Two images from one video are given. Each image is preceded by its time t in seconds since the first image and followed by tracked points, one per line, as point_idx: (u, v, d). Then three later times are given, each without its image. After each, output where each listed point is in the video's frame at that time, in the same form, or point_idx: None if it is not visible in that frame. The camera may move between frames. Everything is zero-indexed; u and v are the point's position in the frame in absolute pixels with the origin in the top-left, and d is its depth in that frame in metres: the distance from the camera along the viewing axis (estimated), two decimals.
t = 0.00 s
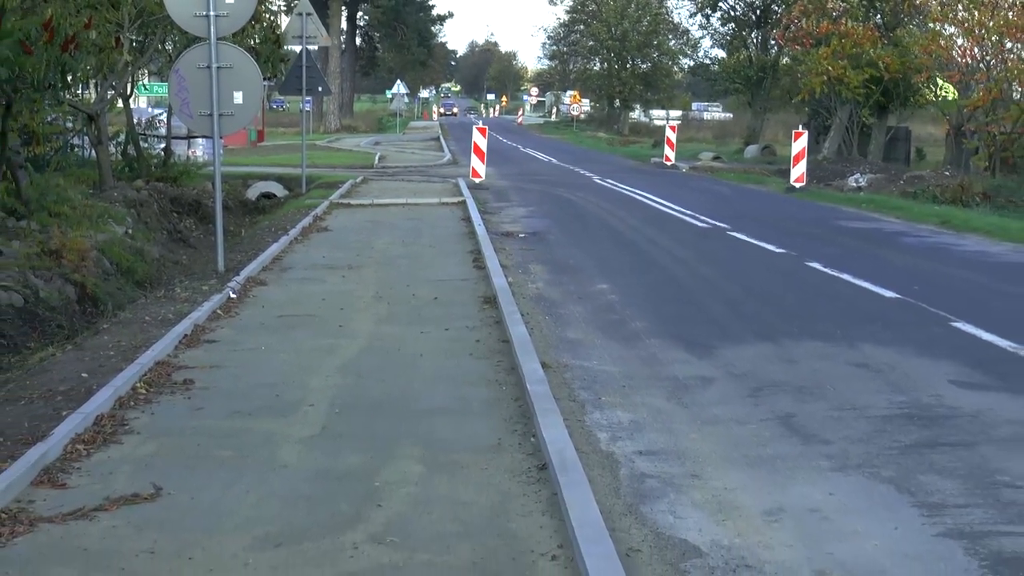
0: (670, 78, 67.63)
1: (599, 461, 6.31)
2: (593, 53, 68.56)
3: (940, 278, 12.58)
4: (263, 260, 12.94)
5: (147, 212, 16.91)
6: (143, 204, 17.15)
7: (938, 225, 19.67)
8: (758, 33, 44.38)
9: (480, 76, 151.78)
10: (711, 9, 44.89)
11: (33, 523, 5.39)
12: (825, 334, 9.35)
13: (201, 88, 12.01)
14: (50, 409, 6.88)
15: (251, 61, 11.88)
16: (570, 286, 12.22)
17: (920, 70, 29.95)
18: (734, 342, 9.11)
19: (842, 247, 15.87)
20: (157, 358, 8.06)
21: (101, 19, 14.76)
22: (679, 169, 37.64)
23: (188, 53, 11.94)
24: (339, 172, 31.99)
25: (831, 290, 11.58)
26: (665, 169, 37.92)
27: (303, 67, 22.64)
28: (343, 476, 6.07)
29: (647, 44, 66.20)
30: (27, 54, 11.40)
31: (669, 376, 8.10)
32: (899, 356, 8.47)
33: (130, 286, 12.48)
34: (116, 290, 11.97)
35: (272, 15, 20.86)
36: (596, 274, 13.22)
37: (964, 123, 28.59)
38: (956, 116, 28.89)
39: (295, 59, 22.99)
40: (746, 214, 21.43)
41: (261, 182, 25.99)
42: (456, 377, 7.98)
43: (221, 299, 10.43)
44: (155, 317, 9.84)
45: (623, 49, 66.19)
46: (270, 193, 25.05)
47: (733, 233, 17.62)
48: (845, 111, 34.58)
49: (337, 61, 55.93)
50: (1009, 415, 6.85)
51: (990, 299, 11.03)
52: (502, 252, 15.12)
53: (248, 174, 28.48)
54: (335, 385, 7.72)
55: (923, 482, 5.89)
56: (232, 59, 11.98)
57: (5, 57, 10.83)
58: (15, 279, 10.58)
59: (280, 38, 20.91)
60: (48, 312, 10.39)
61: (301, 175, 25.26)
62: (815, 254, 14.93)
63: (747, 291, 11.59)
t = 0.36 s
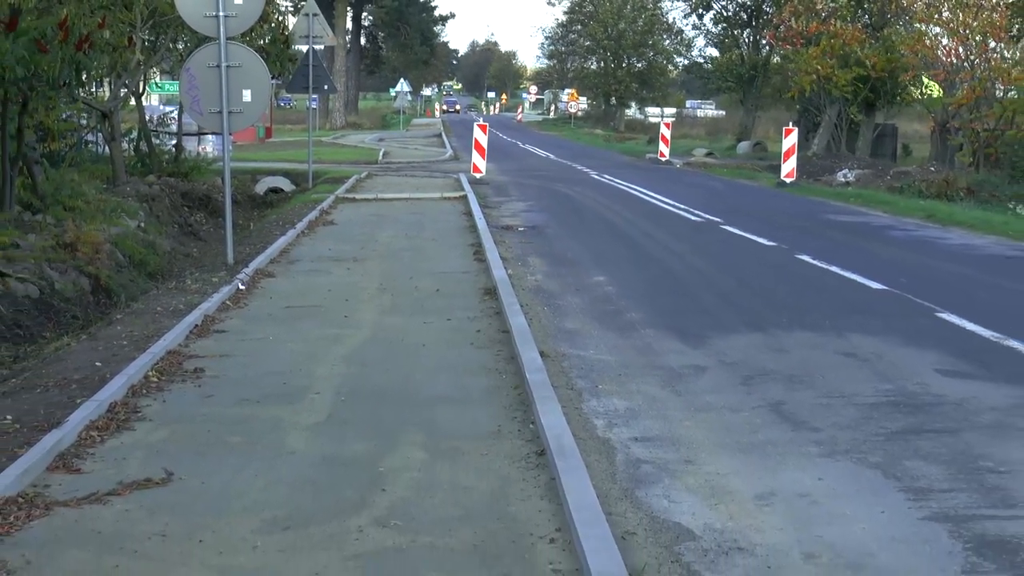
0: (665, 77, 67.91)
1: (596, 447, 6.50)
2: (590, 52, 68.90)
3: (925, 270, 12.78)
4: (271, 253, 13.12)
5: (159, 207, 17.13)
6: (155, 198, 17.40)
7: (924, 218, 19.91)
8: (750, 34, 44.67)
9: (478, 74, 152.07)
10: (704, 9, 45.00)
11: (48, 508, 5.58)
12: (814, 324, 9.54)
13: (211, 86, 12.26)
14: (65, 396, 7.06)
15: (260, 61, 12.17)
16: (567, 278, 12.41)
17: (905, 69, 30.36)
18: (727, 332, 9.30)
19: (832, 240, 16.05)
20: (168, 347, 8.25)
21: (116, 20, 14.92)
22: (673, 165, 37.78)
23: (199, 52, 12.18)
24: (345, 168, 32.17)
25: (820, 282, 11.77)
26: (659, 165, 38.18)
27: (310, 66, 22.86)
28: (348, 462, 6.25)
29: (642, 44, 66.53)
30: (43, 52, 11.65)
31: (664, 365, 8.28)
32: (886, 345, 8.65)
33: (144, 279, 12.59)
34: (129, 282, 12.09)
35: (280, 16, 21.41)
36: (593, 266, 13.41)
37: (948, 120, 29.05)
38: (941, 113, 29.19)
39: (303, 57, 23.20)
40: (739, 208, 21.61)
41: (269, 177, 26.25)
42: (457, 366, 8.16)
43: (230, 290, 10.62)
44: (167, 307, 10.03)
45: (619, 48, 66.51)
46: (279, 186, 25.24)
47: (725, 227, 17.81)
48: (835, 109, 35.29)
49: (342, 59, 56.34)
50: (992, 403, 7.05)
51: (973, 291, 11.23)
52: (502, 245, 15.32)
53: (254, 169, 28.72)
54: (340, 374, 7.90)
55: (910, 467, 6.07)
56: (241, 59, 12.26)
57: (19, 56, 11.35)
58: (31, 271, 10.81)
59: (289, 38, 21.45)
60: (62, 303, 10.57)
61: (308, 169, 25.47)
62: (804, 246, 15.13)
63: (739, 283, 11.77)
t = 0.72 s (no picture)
0: (660, 78, 67.79)
1: (592, 435, 6.69)
2: (586, 53, 69.16)
3: (910, 264, 12.97)
4: (279, 247, 13.33)
5: (170, 202, 17.33)
6: (167, 194, 17.61)
7: (911, 213, 20.14)
8: (742, 35, 45.09)
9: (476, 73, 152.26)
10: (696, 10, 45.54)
11: (63, 494, 5.78)
12: (804, 316, 9.73)
13: (221, 87, 12.55)
14: (79, 385, 7.26)
15: (268, 63, 12.48)
16: (565, 272, 12.60)
17: (892, 70, 30.81)
18: (720, 324, 9.49)
19: (820, 234, 16.24)
20: (179, 338, 8.44)
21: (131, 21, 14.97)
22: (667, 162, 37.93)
23: (208, 53, 12.45)
24: (350, 165, 32.34)
25: (810, 276, 11.96)
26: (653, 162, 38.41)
27: (316, 67, 22.99)
28: (353, 449, 6.45)
29: (637, 45, 66.88)
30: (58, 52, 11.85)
31: (659, 356, 8.47)
32: (874, 336, 8.85)
33: (155, 272, 12.90)
34: (140, 276, 12.36)
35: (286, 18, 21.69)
36: (590, 260, 13.61)
37: (935, 119, 29.57)
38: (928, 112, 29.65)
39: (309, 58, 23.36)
40: (732, 204, 21.79)
41: (277, 175, 26.44)
42: (458, 357, 8.35)
43: (239, 283, 10.82)
44: (178, 300, 10.23)
45: (615, 49, 66.85)
46: (287, 183, 25.38)
47: (718, 222, 18.00)
48: (824, 108, 36.57)
49: (346, 61, 56.52)
50: (976, 392, 7.23)
51: (958, 284, 11.42)
52: (502, 240, 15.51)
53: (261, 166, 28.92)
54: (345, 364, 8.09)
55: (896, 454, 6.27)
56: (249, 60, 12.59)
57: (35, 56, 11.62)
58: (46, 265, 11.03)
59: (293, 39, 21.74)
60: (77, 296, 10.77)
61: (315, 166, 25.67)
62: (793, 241, 15.33)
63: (733, 277, 11.96)
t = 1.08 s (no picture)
0: (653, 78, 68.83)
1: (588, 425, 6.89)
2: (581, 55, 69.52)
3: (896, 258, 13.19)
4: (284, 242, 13.53)
5: (179, 199, 17.53)
6: (176, 191, 17.81)
7: (898, 209, 20.37)
8: (734, 36, 45.67)
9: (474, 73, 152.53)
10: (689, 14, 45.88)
11: (77, 481, 5.97)
12: (793, 309, 9.93)
13: (229, 87, 12.86)
14: (91, 376, 7.46)
15: (274, 63, 12.70)
16: (562, 266, 12.80)
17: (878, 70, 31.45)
18: (712, 316, 9.70)
19: (809, 230, 16.42)
20: (188, 330, 8.64)
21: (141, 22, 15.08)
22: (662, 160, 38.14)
23: (217, 54, 12.76)
24: (353, 163, 32.54)
25: (799, 270, 12.17)
26: (648, 161, 38.63)
27: (321, 67, 23.31)
28: (357, 438, 6.64)
29: (631, 47, 67.34)
30: (70, 54, 11.93)
31: (653, 347, 8.67)
32: (861, 329, 9.05)
33: (164, 268, 13.03)
34: (151, 270, 12.56)
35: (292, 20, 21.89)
36: (586, 255, 13.79)
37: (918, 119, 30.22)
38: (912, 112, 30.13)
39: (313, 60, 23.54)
40: (725, 201, 21.98)
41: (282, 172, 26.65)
42: (458, 349, 8.54)
43: (246, 277, 11.01)
44: (187, 294, 10.44)
45: (610, 51, 67.32)
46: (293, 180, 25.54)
47: (711, 218, 18.20)
48: (812, 108, 37.02)
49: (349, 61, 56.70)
50: (959, 382, 7.44)
51: (943, 278, 11.64)
52: (501, 235, 15.69)
53: (267, 164, 29.11)
54: (349, 356, 8.28)
55: (882, 443, 6.47)
56: (257, 61, 12.82)
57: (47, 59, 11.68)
58: (60, 260, 11.16)
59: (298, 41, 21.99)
60: (89, 289, 10.97)
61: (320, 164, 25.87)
62: (782, 236, 15.50)
63: (724, 271, 12.15)
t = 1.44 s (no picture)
0: (645, 78, 69.02)
1: (581, 414, 7.09)
2: (575, 55, 69.73)
3: (881, 253, 13.39)
4: (287, 237, 13.74)
5: (186, 195, 17.74)
6: (183, 187, 18.02)
7: (882, 205, 20.61)
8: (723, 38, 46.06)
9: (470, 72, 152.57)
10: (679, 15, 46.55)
11: (86, 468, 6.17)
12: (780, 302, 10.14)
13: (234, 87, 13.18)
14: (101, 367, 7.66)
15: (277, 63, 13.05)
16: (556, 260, 13.00)
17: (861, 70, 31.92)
18: (701, 309, 9.90)
19: (796, 226, 16.66)
20: (194, 323, 8.83)
21: (149, 24, 15.29)
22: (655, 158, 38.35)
23: (222, 55, 13.10)
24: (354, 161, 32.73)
25: (786, 264, 12.38)
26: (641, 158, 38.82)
27: (322, 68, 23.64)
28: (357, 427, 6.83)
29: (623, 48, 67.62)
30: (80, 55, 12.28)
31: (644, 339, 8.87)
32: (846, 321, 9.26)
33: (170, 261, 13.39)
34: (158, 264, 12.90)
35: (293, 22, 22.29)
36: (579, 249, 13.99)
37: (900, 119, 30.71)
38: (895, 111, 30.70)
39: (316, 60, 23.70)
40: (715, 197, 22.18)
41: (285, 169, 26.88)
42: (456, 340, 8.73)
43: (249, 271, 11.21)
44: (193, 287, 10.65)
45: (602, 51, 67.53)
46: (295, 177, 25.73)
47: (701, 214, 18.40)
48: (797, 108, 37.84)
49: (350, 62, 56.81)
50: (941, 373, 7.65)
51: (927, 272, 11.85)
52: (497, 230, 15.90)
53: (271, 162, 29.33)
54: (350, 347, 8.48)
55: (866, 432, 6.67)
56: (261, 61, 13.16)
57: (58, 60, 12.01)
58: (69, 254, 11.46)
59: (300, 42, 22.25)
60: (97, 282, 11.30)
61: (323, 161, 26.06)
62: (770, 232, 15.71)
63: (714, 265, 12.35)
